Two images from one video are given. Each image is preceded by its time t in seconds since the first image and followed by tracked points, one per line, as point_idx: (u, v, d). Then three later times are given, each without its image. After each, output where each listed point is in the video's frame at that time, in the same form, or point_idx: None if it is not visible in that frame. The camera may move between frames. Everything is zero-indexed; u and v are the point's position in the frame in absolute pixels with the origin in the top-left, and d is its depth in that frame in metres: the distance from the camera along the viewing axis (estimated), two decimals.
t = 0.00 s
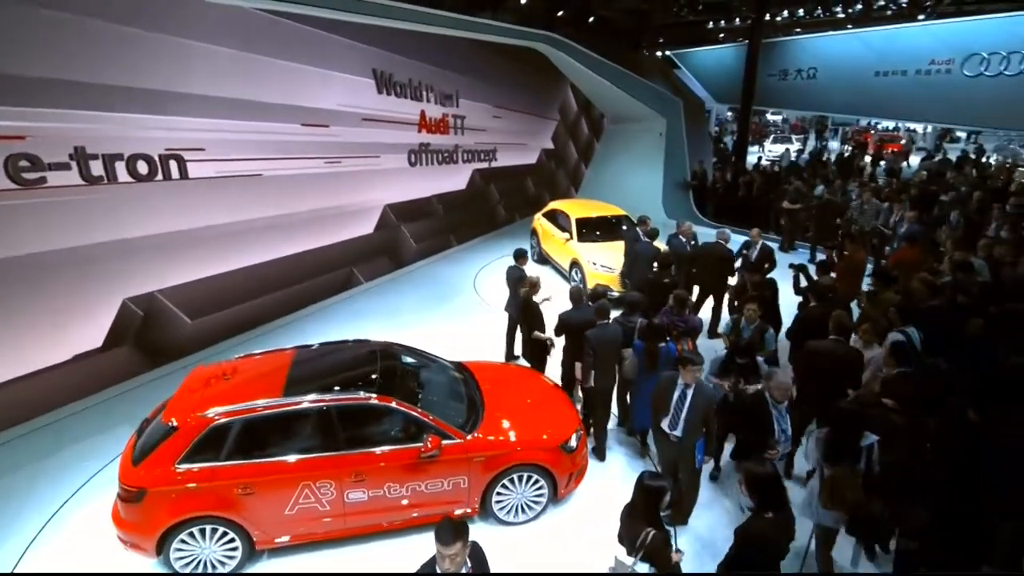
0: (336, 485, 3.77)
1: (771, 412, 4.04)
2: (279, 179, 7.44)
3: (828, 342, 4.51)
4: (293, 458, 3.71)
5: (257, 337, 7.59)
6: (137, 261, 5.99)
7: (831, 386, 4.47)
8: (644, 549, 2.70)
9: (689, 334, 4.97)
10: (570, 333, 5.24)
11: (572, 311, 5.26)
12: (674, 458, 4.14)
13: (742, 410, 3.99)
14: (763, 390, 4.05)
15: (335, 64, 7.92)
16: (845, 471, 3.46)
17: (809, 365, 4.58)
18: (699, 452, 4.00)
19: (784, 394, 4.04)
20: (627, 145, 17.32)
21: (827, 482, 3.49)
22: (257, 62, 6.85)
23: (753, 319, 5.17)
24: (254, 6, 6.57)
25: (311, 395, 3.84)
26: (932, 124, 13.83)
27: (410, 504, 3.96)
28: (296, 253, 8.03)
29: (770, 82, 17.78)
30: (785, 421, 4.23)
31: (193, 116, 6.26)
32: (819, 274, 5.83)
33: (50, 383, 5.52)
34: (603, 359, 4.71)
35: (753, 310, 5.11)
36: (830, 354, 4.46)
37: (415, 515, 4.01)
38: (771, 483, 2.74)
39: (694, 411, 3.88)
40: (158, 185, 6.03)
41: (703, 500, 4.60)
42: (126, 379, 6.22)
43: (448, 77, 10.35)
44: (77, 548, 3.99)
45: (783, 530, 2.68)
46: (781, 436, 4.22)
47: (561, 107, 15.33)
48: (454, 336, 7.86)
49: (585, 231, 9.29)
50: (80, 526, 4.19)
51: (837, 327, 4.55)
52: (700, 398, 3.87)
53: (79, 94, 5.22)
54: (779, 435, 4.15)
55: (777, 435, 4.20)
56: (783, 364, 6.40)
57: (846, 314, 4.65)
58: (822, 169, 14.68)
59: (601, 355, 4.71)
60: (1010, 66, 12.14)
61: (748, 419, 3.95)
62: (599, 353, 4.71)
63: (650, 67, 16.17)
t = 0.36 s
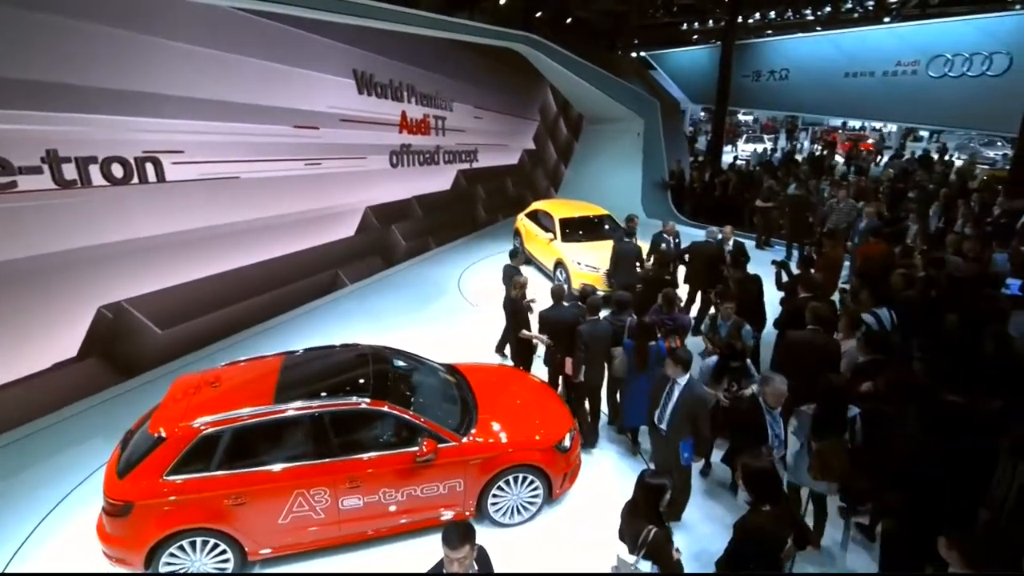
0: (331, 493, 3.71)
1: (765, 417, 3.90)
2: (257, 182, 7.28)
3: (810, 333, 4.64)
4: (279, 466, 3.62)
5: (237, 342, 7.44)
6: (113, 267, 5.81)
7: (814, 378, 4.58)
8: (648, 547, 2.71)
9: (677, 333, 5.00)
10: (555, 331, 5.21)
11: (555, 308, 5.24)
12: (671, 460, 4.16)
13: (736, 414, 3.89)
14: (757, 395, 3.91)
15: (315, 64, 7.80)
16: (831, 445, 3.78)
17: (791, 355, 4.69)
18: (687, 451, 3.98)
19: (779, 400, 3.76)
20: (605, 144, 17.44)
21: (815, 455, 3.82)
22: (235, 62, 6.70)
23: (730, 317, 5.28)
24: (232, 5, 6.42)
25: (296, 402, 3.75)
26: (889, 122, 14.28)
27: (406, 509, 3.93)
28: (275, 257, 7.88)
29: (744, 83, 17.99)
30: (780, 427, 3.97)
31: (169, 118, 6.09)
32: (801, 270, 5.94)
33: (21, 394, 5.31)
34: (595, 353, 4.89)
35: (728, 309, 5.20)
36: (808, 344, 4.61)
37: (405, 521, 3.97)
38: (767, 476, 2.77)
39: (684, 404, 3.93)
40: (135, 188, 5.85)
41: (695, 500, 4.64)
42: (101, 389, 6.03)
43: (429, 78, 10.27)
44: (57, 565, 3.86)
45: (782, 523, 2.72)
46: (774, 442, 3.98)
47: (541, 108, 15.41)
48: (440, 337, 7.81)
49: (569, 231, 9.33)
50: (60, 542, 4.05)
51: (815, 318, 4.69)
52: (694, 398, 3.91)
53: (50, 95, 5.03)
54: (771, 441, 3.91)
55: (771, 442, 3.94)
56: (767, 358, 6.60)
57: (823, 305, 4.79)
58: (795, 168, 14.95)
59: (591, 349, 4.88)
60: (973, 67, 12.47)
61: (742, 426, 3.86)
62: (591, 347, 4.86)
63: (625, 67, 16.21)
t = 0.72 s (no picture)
0: (327, 494, 3.68)
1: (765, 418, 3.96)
2: (238, 182, 7.15)
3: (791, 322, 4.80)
4: (266, 471, 3.56)
5: (219, 345, 7.30)
6: (91, 270, 5.65)
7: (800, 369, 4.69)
8: (648, 538, 2.71)
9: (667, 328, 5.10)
10: (543, 327, 5.25)
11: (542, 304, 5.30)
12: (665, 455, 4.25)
13: (737, 417, 3.93)
14: (759, 396, 3.94)
15: (296, 61, 7.68)
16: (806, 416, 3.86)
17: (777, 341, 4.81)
18: (660, 438, 4.14)
19: (783, 403, 3.80)
20: (586, 141, 17.51)
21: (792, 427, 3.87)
22: (214, 59, 6.56)
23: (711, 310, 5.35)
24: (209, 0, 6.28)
25: (284, 405, 3.70)
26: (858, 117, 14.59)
27: (403, 508, 3.92)
28: (258, 258, 7.75)
29: (721, 80, 18.31)
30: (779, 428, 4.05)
31: (147, 116, 5.94)
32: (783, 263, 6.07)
33: None
34: (581, 348, 4.95)
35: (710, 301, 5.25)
36: (786, 331, 4.77)
37: (395, 523, 3.94)
38: (765, 465, 2.81)
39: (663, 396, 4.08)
40: (113, 189, 5.70)
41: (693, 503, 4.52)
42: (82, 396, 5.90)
43: (411, 75, 10.19)
44: None
45: (780, 512, 2.77)
46: (774, 444, 4.07)
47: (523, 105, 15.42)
48: (426, 336, 7.76)
49: (554, 228, 9.36)
50: (47, 552, 3.95)
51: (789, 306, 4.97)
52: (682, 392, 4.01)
53: (23, 93, 4.87)
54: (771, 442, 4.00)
55: (771, 442, 4.04)
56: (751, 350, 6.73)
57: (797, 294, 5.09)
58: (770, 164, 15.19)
59: (578, 343, 4.95)
60: (941, 65, 12.77)
61: (743, 425, 3.88)
62: (578, 341, 4.93)
63: (604, 64, 16.32)
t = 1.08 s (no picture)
0: (325, 489, 3.67)
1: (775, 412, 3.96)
2: (220, 176, 7.02)
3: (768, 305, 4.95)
4: (255, 469, 3.52)
5: (201, 343, 7.17)
6: (69, 266, 5.51)
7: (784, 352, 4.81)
8: (648, 524, 2.74)
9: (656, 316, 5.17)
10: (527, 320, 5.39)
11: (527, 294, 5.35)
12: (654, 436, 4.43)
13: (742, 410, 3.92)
14: (770, 391, 3.95)
15: (275, 53, 7.54)
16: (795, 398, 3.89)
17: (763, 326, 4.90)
18: (642, 413, 4.40)
19: (794, 397, 3.83)
20: (568, 133, 17.52)
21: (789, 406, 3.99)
22: (190, 50, 6.40)
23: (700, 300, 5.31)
24: None
25: (273, 402, 3.65)
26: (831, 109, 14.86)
27: (402, 501, 3.92)
28: (241, 253, 7.64)
29: (700, 72, 18.09)
30: (788, 424, 4.08)
31: (124, 109, 5.79)
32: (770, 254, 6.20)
33: None
34: (561, 337, 5.02)
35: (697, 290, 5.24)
36: (764, 315, 4.91)
37: (382, 518, 3.92)
38: (760, 451, 2.89)
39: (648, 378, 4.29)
40: (91, 183, 5.54)
41: (686, 489, 4.60)
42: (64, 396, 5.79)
43: (394, 66, 10.06)
44: None
45: (774, 493, 2.86)
46: (783, 440, 4.08)
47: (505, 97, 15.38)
48: (414, 330, 7.71)
49: (541, 220, 9.36)
50: (38, 554, 3.88)
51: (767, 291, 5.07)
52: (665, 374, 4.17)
53: None
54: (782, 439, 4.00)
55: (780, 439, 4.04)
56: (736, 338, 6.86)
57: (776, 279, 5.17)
58: (749, 154, 15.37)
59: (558, 332, 5.01)
60: (913, 57, 13.02)
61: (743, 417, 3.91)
62: (558, 331, 4.99)
63: (585, 56, 16.34)
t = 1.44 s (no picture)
0: (323, 487, 3.66)
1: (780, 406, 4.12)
2: (201, 171, 6.90)
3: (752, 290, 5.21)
4: (244, 469, 3.48)
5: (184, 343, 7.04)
6: (46, 266, 5.35)
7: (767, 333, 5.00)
8: (650, 513, 2.78)
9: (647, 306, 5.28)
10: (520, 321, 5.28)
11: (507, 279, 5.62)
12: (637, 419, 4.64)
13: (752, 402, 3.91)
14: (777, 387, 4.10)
15: (255, 46, 7.40)
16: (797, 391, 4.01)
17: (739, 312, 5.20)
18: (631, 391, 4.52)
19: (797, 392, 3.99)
20: (549, 126, 17.53)
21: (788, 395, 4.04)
22: (167, 43, 6.25)
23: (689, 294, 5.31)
24: None
25: (262, 402, 3.61)
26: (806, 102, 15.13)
27: (399, 496, 3.94)
28: (223, 250, 7.51)
29: (679, 65, 18.24)
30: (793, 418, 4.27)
31: (101, 104, 5.63)
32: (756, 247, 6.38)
33: None
34: (545, 330, 5.22)
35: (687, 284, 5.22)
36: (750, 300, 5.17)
37: (371, 515, 3.90)
38: (754, 438, 2.97)
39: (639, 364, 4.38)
40: (68, 180, 5.38)
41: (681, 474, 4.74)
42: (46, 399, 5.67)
43: (375, 59, 9.95)
44: None
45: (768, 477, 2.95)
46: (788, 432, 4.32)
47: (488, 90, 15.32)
48: (403, 326, 7.67)
49: (527, 214, 9.38)
50: (26, 561, 3.79)
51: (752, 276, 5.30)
52: (660, 359, 4.23)
53: None
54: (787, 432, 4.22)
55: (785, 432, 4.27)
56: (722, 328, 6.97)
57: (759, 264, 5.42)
58: (728, 146, 15.56)
59: (539, 327, 5.21)
60: (886, 50, 13.31)
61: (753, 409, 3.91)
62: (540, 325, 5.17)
63: (566, 49, 16.35)
